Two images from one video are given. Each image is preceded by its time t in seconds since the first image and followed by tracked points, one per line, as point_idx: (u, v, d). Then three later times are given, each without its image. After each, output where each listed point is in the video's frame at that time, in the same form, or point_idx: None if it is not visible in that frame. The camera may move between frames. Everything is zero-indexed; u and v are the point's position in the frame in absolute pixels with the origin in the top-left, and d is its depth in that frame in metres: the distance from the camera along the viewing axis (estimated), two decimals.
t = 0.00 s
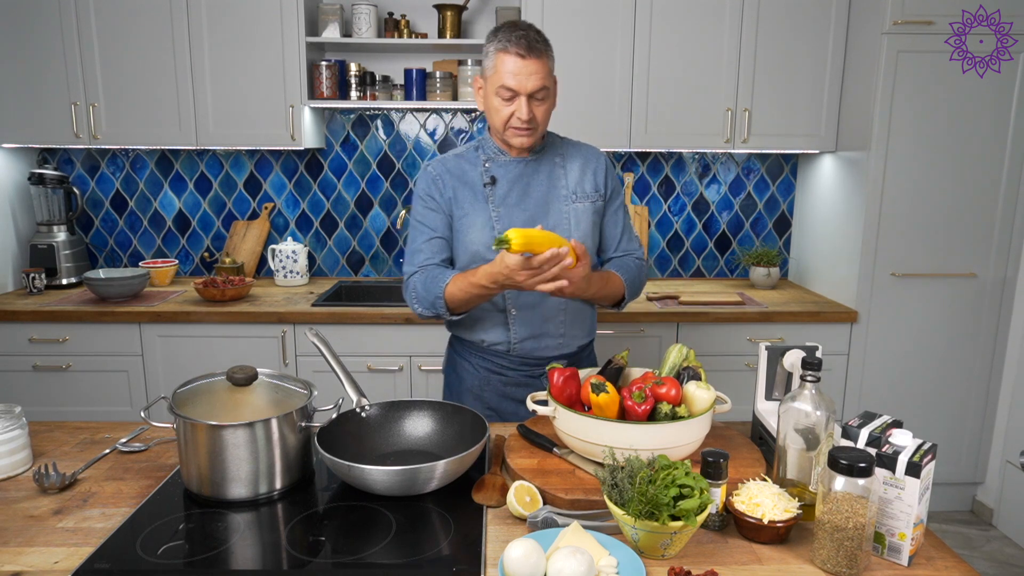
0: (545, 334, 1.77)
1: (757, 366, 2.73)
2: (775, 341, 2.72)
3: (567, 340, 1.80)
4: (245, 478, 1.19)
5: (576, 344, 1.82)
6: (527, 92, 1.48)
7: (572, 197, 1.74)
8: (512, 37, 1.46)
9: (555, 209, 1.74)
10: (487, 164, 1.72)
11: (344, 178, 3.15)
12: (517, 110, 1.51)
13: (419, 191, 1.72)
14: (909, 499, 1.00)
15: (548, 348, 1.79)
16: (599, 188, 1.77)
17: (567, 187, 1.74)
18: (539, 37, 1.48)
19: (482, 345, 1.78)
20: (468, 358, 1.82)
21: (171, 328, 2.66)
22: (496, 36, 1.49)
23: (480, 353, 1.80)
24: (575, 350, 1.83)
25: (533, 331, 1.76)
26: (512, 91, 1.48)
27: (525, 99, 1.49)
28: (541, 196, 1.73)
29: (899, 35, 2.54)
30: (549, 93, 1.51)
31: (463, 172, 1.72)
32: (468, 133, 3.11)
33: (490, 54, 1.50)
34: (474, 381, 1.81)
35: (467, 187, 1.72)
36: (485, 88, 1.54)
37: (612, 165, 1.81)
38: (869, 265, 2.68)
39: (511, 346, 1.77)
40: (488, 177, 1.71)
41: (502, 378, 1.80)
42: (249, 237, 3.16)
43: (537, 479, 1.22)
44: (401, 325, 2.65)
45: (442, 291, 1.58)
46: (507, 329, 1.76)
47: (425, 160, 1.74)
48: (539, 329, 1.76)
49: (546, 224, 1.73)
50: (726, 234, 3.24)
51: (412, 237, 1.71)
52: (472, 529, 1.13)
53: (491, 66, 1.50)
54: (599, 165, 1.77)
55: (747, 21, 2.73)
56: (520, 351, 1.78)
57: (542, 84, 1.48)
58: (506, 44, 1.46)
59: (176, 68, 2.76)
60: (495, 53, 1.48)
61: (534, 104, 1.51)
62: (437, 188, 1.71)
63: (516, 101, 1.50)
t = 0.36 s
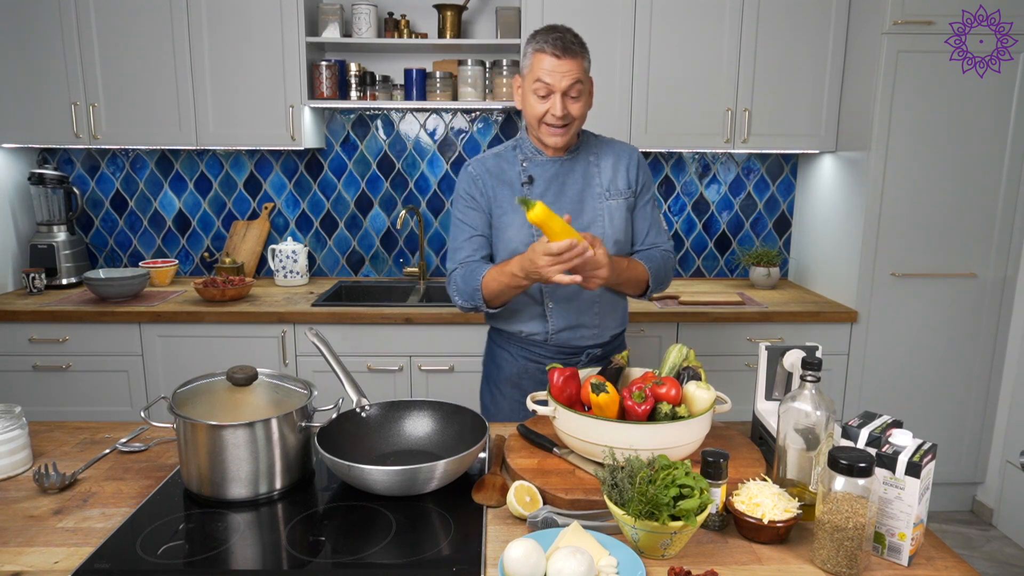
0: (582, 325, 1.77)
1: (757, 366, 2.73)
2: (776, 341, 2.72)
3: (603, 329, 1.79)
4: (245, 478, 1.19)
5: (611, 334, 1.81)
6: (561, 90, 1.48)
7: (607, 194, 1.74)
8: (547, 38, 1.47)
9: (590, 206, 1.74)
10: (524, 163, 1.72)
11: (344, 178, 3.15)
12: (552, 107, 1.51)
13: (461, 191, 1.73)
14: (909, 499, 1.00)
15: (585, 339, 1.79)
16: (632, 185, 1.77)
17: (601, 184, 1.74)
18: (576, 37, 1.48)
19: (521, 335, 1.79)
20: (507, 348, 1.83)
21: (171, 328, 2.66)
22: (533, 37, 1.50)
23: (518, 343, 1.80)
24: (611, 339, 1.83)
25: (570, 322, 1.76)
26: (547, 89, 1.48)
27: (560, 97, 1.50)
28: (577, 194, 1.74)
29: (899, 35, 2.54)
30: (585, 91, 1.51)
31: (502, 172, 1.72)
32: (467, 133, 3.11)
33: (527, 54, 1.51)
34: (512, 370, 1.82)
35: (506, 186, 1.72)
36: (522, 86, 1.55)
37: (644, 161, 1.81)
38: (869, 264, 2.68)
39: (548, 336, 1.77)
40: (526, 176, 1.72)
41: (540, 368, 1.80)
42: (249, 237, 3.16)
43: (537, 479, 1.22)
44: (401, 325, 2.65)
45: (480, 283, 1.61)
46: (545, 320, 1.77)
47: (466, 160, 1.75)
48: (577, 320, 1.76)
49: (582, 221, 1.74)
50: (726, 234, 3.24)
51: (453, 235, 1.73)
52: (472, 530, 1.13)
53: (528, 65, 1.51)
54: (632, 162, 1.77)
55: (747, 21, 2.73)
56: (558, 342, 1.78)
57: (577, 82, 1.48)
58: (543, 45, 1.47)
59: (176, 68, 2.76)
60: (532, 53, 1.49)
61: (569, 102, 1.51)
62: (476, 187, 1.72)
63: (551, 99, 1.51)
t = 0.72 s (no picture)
0: (588, 321, 1.77)
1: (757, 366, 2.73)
2: (776, 341, 2.72)
3: (609, 327, 1.79)
4: (245, 478, 1.19)
5: (616, 333, 1.81)
6: (587, 96, 1.47)
7: (618, 194, 1.75)
8: (575, 44, 1.45)
9: (602, 206, 1.75)
10: (538, 160, 1.73)
11: (344, 178, 3.15)
12: (577, 112, 1.50)
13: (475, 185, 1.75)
14: (909, 499, 1.00)
15: (591, 335, 1.79)
16: (644, 186, 1.77)
17: (613, 184, 1.75)
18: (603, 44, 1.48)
19: (527, 330, 1.79)
20: (513, 343, 1.83)
21: (171, 328, 2.66)
22: (560, 42, 1.48)
23: (525, 338, 1.80)
24: (616, 337, 1.82)
25: (575, 318, 1.76)
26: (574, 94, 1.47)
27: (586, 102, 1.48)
28: (588, 193, 1.74)
29: (899, 35, 2.54)
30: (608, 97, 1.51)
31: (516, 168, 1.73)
32: (467, 133, 3.11)
33: (552, 58, 1.49)
34: (518, 365, 1.82)
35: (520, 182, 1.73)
36: (546, 90, 1.53)
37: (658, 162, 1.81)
38: (869, 264, 2.68)
39: (554, 332, 1.77)
40: (540, 173, 1.72)
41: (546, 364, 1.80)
42: (249, 237, 3.16)
43: (537, 479, 1.22)
44: (401, 325, 2.65)
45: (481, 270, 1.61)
46: (551, 315, 1.77)
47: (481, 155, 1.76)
48: (583, 316, 1.76)
49: (592, 220, 1.75)
50: (726, 234, 3.24)
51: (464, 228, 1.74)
52: (472, 530, 1.13)
53: (553, 69, 1.49)
54: (646, 163, 1.77)
55: (747, 21, 2.73)
56: (563, 338, 1.78)
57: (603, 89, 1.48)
58: (571, 50, 1.45)
59: (176, 68, 2.76)
60: (558, 59, 1.48)
61: (594, 108, 1.51)
62: (489, 182, 1.73)
63: (576, 104, 1.49)
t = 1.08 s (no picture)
0: (566, 327, 1.76)
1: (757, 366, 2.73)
2: (775, 341, 2.72)
3: (587, 334, 1.78)
4: (245, 478, 1.19)
5: (595, 341, 1.80)
6: (591, 101, 1.44)
7: (604, 198, 1.74)
8: (582, 47, 1.42)
9: (587, 209, 1.74)
10: (525, 159, 1.72)
11: (344, 178, 3.15)
12: (579, 119, 1.46)
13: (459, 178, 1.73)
14: (909, 499, 1.00)
15: (568, 342, 1.78)
16: (631, 191, 1.77)
17: (600, 188, 1.74)
18: (606, 48, 1.45)
19: (504, 335, 1.78)
20: (491, 348, 1.82)
21: (171, 328, 2.66)
22: (563, 44, 1.44)
23: (502, 344, 1.80)
24: (594, 344, 1.81)
25: (553, 324, 1.76)
26: (579, 99, 1.43)
27: (589, 108, 1.46)
28: (575, 196, 1.73)
29: (899, 35, 2.54)
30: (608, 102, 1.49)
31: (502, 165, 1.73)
32: (467, 133, 3.11)
33: (555, 60, 1.45)
34: (495, 370, 1.82)
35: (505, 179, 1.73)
36: (546, 93, 1.48)
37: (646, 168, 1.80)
38: (869, 264, 2.68)
39: (531, 337, 1.76)
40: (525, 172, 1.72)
41: (523, 369, 1.79)
42: (249, 237, 3.16)
43: (536, 479, 1.22)
44: (401, 325, 2.65)
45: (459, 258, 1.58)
46: (528, 319, 1.76)
47: (468, 150, 1.75)
48: (560, 322, 1.75)
49: (576, 222, 1.74)
50: (726, 234, 3.24)
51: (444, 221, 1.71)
52: (472, 530, 1.13)
53: (556, 72, 1.45)
54: (634, 168, 1.77)
55: (747, 21, 2.73)
56: (540, 343, 1.77)
57: (606, 95, 1.46)
58: (577, 54, 1.42)
59: (176, 68, 2.76)
60: (562, 61, 1.43)
61: (595, 113, 1.48)
62: (474, 177, 1.72)
63: (579, 110, 1.46)
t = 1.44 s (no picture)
0: (549, 336, 1.75)
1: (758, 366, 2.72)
2: (775, 341, 2.72)
3: (569, 342, 1.78)
4: (245, 478, 1.19)
5: (576, 348, 1.80)
6: (549, 102, 1.42)
7: (578, 201, 1.74)
8: (533, 47, 1.39)
9: (562, 213, 1.73)
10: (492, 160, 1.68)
11: (344, 178, 3.15)
12: (540, 120, 1.45)
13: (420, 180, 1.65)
14: (909, 499, 1.00)
15: (551, 351, 1.76)
16: (602, 193, 1.78)
17: (572, 190, 1.74)
18: (558, 44, 1.43)
19: (484, 347, 1.75)
20: (469, 361, 1.78)
21: (171, 329, 2.66)
22: (514, 45, 1.41)
23: (481, 355, 1.76)
24: (576, 353, 1.81)
25: (535, 333, 1.74)
26: (535, 101, 1.41)
27: (548, 109, 1.44)
28: (548, 199, 1.71)
29: (899, 35, 2.54)
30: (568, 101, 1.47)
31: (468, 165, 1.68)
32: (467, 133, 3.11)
33: (507, 62, 1.42)
34: (474, 384, 1.77)
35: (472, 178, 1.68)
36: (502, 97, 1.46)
37: (612, 168, 1.82)
38: (868, 264, 2.68)
39: (513, 348, 1.74)
40: (494, 175, 1.67)
41: (504, 382, 1.76)
42: (249, 237, 3.16)
43: (537, 479, 1.22)
44: (401, 325, 2.65)
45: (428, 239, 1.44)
46: (510, 331, 1.73)
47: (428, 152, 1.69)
48: (542, 331, 1.74)
49: (552, 227, 1.73)
50: (726, 234, 3.24)
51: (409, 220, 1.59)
52: (472, 530, 1.13)
53: (508, 74, 1.42)
54: (601, 170, 1.79)
55: (747, 22, 2.73)
56: (522, 354, 1.75)
57: (563, 93, 1.43)
58: (527, 54, 1.39)
59: (176, 68, 2.76)
60: (513, 62, 1.41)
61: (555, 113, 1.46)
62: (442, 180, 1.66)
63: (538, 111, 1.44)
